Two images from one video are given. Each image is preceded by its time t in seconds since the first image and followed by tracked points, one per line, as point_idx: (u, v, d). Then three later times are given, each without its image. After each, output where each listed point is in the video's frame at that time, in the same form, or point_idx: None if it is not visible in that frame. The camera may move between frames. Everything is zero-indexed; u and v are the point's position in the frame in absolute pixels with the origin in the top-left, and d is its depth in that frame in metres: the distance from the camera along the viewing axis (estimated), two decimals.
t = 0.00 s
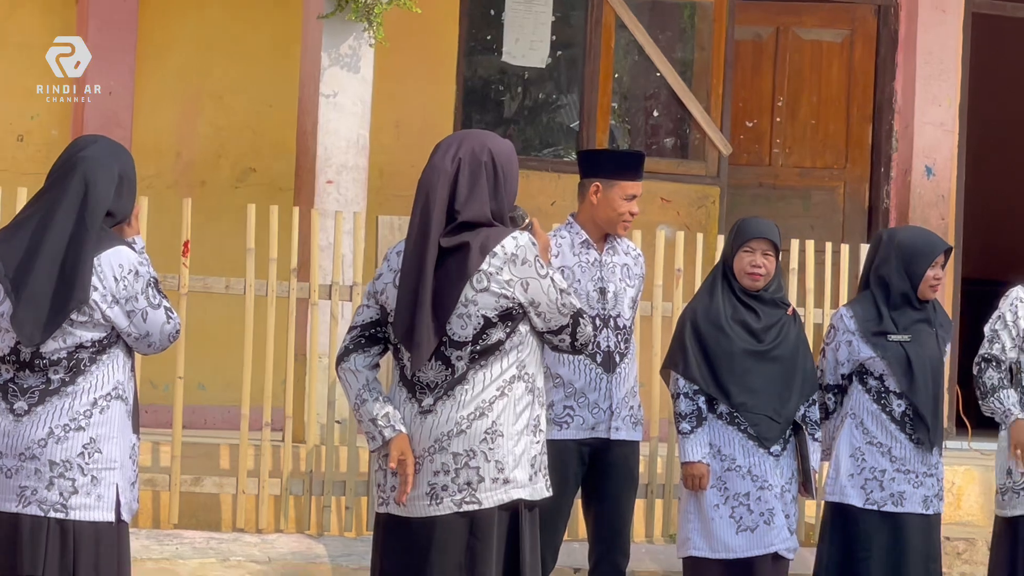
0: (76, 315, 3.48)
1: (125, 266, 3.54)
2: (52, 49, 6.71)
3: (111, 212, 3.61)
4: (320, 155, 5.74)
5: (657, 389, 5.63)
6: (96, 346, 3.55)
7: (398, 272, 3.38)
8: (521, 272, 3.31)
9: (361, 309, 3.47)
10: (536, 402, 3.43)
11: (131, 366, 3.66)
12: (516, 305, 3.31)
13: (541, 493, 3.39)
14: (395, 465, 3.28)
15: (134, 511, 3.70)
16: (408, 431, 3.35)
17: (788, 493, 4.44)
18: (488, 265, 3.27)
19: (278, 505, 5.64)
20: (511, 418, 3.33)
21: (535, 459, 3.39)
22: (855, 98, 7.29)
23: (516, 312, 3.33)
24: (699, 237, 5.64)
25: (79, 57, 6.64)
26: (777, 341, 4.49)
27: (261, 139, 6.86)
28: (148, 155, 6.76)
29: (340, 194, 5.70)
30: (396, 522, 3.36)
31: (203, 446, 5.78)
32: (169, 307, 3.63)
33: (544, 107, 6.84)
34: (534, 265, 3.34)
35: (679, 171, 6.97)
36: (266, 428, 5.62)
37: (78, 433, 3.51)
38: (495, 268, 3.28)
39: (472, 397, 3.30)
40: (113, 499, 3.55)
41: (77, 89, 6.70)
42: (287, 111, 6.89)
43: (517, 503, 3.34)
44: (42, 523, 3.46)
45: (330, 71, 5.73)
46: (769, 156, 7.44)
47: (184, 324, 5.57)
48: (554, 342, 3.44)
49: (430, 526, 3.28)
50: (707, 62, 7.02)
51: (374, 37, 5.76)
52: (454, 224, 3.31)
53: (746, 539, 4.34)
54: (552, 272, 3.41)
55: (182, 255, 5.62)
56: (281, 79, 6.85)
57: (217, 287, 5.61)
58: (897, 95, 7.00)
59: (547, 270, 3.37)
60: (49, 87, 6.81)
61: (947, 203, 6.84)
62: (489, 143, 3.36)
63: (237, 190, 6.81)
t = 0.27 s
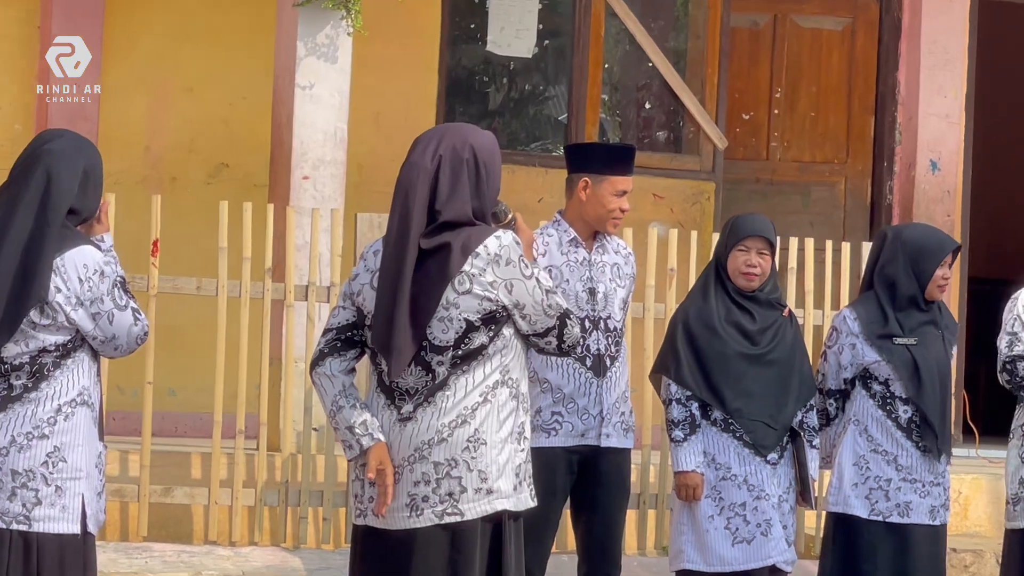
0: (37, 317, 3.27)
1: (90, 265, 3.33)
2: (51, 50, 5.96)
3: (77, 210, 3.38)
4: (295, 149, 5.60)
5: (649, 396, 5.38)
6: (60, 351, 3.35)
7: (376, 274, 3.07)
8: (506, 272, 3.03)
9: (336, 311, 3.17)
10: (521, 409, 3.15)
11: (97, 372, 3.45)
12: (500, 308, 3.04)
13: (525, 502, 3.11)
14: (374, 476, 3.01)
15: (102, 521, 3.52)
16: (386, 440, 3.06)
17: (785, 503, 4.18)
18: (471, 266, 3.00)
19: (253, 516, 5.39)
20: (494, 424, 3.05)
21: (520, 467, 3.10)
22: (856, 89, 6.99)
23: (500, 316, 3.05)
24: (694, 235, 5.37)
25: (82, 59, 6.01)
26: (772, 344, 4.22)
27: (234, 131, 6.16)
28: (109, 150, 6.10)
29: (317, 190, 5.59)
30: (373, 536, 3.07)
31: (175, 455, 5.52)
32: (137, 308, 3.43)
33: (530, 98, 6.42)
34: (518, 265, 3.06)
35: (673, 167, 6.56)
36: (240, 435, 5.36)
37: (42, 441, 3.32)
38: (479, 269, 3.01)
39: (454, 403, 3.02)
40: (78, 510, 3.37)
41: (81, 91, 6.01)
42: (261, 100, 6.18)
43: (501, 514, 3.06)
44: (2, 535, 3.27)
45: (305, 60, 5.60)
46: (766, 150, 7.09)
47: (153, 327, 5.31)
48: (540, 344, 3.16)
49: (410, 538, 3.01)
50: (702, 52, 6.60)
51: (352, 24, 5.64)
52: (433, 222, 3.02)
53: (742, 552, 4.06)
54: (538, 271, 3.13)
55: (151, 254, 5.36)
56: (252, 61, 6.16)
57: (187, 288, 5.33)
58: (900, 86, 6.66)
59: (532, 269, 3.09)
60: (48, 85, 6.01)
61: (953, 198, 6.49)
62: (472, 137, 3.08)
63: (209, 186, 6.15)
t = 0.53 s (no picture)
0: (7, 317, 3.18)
1: (63, 265, 3.23)
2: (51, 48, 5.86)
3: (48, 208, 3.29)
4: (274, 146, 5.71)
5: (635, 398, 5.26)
6: (30, 352, 3.25)
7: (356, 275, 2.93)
8: (489, 272, 2.92)
9: (313, 309, 3.02)
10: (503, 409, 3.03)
11: (70, 374, 3.34)
12: (483, 308, 2.93)
13: (507, 505, 3.01)
14: (354, 480, 2.88)
15: (77, 528, 3.40)
16: (367, 442, 2.93)
17: (773, 507, 4.06)
18: (454, 266, 2.88)
19: (231, 521, 5.27)
20: (478, 425, 2.94)
21: (502, 469, 2.99)
22: (847, 84, 6.80)
23: (484, 315, 2.94)
24: (681, 233, 5.26)
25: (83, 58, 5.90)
26: (758, 346, 4.11)
27: (210, 126, 5.95)
28: (84, 149, 5.93)
29: (296, 187, 5.69)
30: (351, 543, 2.95)
31: (150, 458, 5.39)
32: (111, 310, 3.31)
33: (514, 94, 6.30)
34: (501, 263, 2.95)
35: (659, 164, 6.45)
36: (217, 438, 5.24)
37: (12, 444, 3.21)
38: (462, 268, 2.89)
39: (436, 405, 2.90)
40: (50, 515, 3.25)
41: (81, 91, 5.90)
42: (239, 95, 5.95)
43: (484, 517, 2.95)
44: None
45: (284, 55, 5.72)
46: (754, 147, 6.88)
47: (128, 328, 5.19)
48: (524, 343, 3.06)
49: (390, 544, 2.89)
50: (690, 46, 6.49)
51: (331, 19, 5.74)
52: (414, 222, 2.89)
53: (731, 557, 3.95)
54: (522, 268, 3.03)
55: (127, 253, 5.23)
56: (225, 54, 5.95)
57: (164, 288, 5.21)
58: (891, 81, 6.57)
59: (516, 267, 2.99)
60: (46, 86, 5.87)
61: (944, 196, 6.44)
62: (452, 134, 2.94)
63: (185, 185, 5.95)
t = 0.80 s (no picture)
0: None
1: (33, 265, 3.17)
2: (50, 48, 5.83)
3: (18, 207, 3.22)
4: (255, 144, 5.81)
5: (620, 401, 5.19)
6: (2, 355, 3.19)
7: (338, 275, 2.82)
8: (475, 271, 2.83)
9: (291, 310, 2.91)
10: (487, 410, 2.94)
11: (43, 376, 3.29)
12: (468, 307, 2.83)
13: (492, 507, 2.92)
14: (336, 483, 2.76)
15: (50, 531, 3.36)
16: (349, 445, 2.82)
17: (762, 511, 3.95)
18: (439, 264, 2.79)
19: (209, 525, 5.19)
20: (463, 427, 2.84)
21: (486, 472, 2.90)
22: (835, 81, 6.74)
23: (469, 315, 2.85)
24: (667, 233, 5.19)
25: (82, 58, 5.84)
26: (743, 347, 3.99)
27: (189, 124, 5.86)
28: (62, 147, 5.85)
29: (275, 186, 5.81)
30: (330, 548, 2.83)
31: (127, 461, 5.30)
32: (84, 312, 3.25)
33: (497, 92, 6.22)
34: (486, 262, 2.87)
35: (645, 162, 6.37)
36: (195, 441, 5.15)
37: None
38: (447, 267, 2.80)
39: (421, 407, 2.80)
40: (24, 520, 3.21)
41: (81, 91, 5.84)
42: (218, 93, 5.86)
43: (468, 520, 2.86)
44: None
45: (264, 52, 5.80)
46: (741, 144, 6.82)
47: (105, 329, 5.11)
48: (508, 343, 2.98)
49: (375, 549, 2.77)
50: (676, 43, 6.41)
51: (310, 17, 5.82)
52: (394, 220, 2.79)
53: (722, 563, 3.83)
54: (505, 267, 2.94)
55: (103, 252, 5.14)
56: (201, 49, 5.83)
57: (140, 289, 5.11)
58: (880, 80, 6.47)
59: (500, 266, 2.91)
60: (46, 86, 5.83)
61: (934, 195, 6.35)
62: (431, 131, 2.84)
63: (163, 183, 5.86)
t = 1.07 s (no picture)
0: None
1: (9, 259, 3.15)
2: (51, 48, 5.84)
3: None
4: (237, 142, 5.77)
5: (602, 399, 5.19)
6: None
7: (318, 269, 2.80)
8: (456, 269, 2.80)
9: (271, 307, 2.87)
10: (468, 409, 2.91)
11: (23, 373, 3.25)
12: (449, 306, 2.80)
13: (474, 505, 2.90)
14: (318, 483, 2.73)
15: (31, 530, 3.29)
16: (330, 444, 2.78)
17: (742, 510, 3.94)
18: (420, 263, 2.76)
19: (191, 523, 5.18)
20: (444, 427, 2.81)
21: (467, 470, 2.87)
22: (818, 79, 6.74)
23: (449, 314, 2.81)
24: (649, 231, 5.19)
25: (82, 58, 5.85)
26: (723, 347, 3.97)
27: (172, 122, 5.85)
28: (45, 145, 5.84)
29: (258, 184, 5.78)
30: (312, 547, 2.80)
31: (109, 460, 5.29)
32: (63, 307, 3.23)
33: (480, 90, 6.22)
34: (467, 260, 2.83)
35: (627, 161, 6.37)
36: (177, 439, 5.15)
37: None
38: (428, 266, 2.77)
39: (403, 406, 2.76)
40: (4, 516, 3.15)
41: (81, 91, 5.84)
42: (200, 91, 5.85)
43: (450, 519, 2.83)
44: None
45: (247, 50, 5.77)
46: (724, 142, 6.80)
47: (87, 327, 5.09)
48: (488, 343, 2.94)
49: (357, 547, 2.74)
50: (659, 41, 6.41)
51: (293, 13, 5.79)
52: (371, 216, 2.76)
53: (705, 564, 3.80)
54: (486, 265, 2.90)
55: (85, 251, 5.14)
56: (180, 44, 5.84)
57: (122, 287, 5.11)
58: (864, 77, 6.47)
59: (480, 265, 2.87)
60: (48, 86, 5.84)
61: (916, 193, 6.37)
62: (408, 127, 2.82)
63: (146, 181, 5.85)
